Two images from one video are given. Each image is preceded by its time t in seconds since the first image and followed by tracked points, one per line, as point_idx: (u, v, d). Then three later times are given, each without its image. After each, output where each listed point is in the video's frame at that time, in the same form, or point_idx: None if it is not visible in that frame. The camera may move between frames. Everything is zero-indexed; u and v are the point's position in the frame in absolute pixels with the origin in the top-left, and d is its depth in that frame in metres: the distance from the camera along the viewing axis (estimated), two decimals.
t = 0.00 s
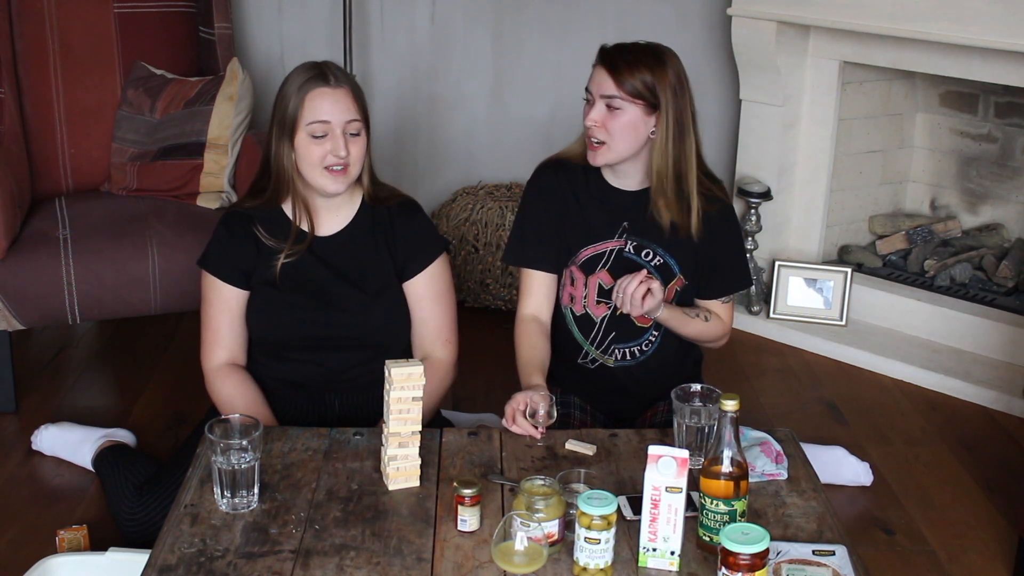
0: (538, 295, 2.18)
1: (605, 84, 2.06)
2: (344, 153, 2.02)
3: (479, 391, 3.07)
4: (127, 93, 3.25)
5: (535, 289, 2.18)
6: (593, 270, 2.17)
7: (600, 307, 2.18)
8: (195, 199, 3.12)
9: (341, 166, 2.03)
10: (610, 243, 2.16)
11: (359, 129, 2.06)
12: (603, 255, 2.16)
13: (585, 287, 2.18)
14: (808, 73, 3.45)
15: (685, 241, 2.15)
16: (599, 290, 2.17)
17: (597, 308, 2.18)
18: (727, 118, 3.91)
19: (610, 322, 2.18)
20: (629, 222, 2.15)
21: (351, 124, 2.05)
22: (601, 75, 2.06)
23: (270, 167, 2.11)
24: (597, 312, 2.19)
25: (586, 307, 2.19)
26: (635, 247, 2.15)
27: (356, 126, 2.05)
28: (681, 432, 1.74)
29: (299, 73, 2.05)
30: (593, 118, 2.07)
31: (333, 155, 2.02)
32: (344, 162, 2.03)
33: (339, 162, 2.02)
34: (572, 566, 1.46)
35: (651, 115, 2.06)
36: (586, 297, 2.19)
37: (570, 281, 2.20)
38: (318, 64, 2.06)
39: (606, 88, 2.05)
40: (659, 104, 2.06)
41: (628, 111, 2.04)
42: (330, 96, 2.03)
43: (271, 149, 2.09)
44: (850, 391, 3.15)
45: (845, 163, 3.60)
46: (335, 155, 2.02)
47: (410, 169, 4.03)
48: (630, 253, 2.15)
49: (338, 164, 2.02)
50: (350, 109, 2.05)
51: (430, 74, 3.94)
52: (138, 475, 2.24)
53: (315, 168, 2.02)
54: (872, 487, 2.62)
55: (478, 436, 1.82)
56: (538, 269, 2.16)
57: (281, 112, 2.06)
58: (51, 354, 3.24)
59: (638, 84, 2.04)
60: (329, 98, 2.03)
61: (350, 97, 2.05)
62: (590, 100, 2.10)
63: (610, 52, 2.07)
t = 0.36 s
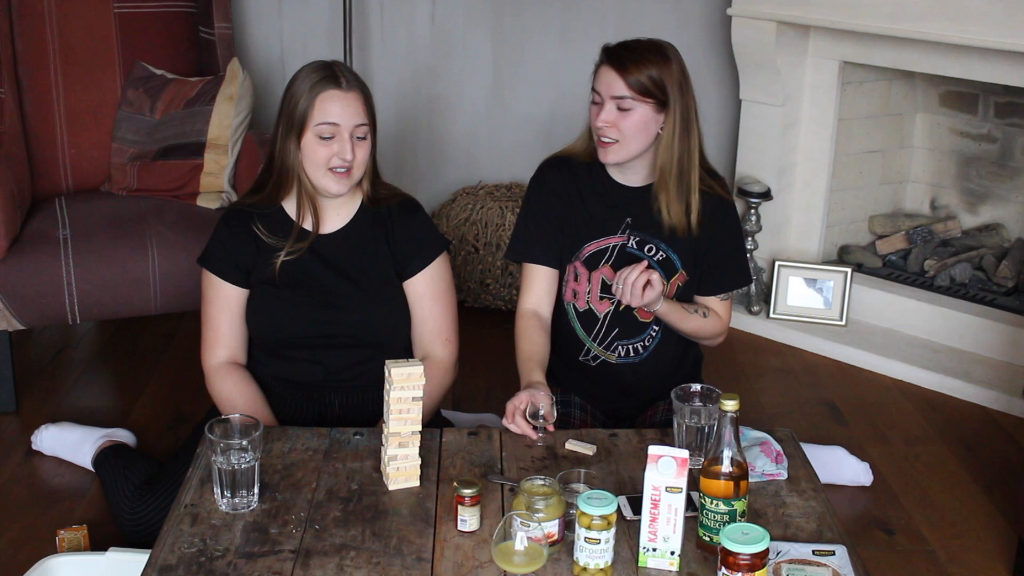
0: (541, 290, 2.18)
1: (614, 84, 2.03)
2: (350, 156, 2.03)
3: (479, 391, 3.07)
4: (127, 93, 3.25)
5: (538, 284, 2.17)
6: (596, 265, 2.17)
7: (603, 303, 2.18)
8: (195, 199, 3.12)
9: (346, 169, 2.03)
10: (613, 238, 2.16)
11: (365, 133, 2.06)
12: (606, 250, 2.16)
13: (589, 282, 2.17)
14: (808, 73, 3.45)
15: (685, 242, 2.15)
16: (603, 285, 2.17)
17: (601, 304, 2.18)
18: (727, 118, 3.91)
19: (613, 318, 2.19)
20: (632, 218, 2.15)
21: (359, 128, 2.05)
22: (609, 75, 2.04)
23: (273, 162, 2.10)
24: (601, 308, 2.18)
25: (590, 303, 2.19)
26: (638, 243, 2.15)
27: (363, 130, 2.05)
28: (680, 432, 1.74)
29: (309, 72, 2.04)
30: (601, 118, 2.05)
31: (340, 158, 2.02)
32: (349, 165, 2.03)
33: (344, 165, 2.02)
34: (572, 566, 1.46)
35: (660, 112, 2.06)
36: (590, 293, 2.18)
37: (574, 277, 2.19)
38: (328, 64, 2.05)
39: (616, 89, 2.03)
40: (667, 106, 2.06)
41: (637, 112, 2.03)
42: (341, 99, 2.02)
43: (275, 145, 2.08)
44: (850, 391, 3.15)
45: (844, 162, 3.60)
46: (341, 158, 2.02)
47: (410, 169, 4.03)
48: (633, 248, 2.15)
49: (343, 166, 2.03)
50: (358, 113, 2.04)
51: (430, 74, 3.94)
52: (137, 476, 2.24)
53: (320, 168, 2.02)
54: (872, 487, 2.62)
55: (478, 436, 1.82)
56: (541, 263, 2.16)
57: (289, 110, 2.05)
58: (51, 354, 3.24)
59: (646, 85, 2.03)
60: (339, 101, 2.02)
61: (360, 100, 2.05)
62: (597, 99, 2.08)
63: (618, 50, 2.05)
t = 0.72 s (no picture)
0: (537, 297, 2.23)
1: (598, 113, 2.00)
2: (327, 173, 1.99)
3: (479, 391, 3.07)
4: (127, 92, 3.25)
5: (529, 290, 2.23)
6: (586, 279, 2.19)
7: (590, 316, 2.22)
8: (195, 199, 3.12)
9: (327, 186, 2.00)
10: (605, 255, 2.17)
11: (346, 147, 2.03)
12: (598, 265, 2.17)
13: (577, 294, 2.21)
14: (809, 73, 3.45)
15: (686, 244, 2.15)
16: (591, 299, 2.20)
17: (588, 316, 2.23)
18: (727, 118, 3.91)
19: (601, 331, 2.23)
20: (623, 235, 2.15)
21: (337, 145, 2.01)
22: (592, 103, 2.01)
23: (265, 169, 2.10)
24: (588, 320, 2.23)
25: (578, 314, 2.24)
26: (629, 262, 2.16)
27: (341, 146, 2.02)
28: (671, 430, 1.74)
29: (289, 87, 2.01)
30: (588, 146, 2.02)
31: (318, 175, 1.99)
32: (330, 181, 2.00)
33: (324, 183, 1.99)
34: (572, 566, 1.46)
35: (644, 139, 2.03)
36: (577, 303, 2.23)
37: (563, 286, 2.24)
38: (307, 76, 2.01)
39: (600, 117, 2.00)
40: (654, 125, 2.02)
41: (621, 137, 2.01)
42: (315, 117, 1.99)
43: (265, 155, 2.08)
44: (850, 391, 3.15)
45: (844, 162, 3.60)
46: (318, 175, 1.99)
47: (410, 169, 4.03)
48: (624, 267, 2.16)
49: (322, 183, 2.00)
50: (335, 129, 2.00)
51: (430, 74, 3.94)
52: (137, 475, 2.24)
53: (300, 185, 2.01)
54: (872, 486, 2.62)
55: (478, 436, 1.82)
56: (532, 271, 2.20)
57: (274, 122, 2.04)
58: (51, 354, 3.24)
59: (631, 114, 2.00)
60: (313, 119, 1.99)
61: (336, 114, 2.01)
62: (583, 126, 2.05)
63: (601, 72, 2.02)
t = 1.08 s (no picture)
0: (536, 297, 2.23)
1: (600, 109, 2.00)
2: (327, 162, 2.01)
3: (480, 391, 3.07)
4: (127, 93, 3.25)
5: (527, 290, 2.23)
6: (584, 278, 2.19)
7: (589, 316, 2.22)
8: (195, 199, 3.12)
9: (327, 175, 2.01)
10: (602, 254, 2.16)
11: (346, 137, 2.04)
12: (594, 264, 2.17)
13: (575, 294, 2.21)
14: (809, 73, 3.45)
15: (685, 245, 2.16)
16: (589, 299, 2.20)
17: (587, 316, 2.22)
18: (727, 118, 3.91)
19: (599, 331, 2.23)
20: (620, 234, 2.15)
21: (336, 134, 2.03)
22: (590, 98, 2.01)
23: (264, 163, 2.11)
24: (587, 320, 2.23)
25: (576, 314, 2.23)
26: (627, 261, 2.15)
27: (341, 136, 2.03)
28: (669, 430, 1.75)
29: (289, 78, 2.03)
30: (587, 142, 2.02)
31: (318, 164, 2.00)
32: (330, 170, 2.02)
33: (325, 172, 2.01)
34: (572, 566, 1.46)
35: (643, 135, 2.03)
36: (576, 303, 2.22)
37: (560, 286, 2.23)
38: (307, 67, 2.03)
39: (602, 113, 2.00)
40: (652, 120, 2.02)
41: (621, 132, 2.01)
42: (315, 107, 2.00)
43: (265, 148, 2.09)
44: (850, 391, 3.15)
45: (845, 162, 3.60)
46: (319, 164, 2.00)
47: (410, 169, 4.03)
48: (621, 266, 2.16)
49: (322, 172, 2.01)
50: (335, 119, 2.02)
51: (430, 74, 3.94)
52: (137, 476, 2.24)
53: (300, 175, 2.01)
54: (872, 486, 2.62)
55: (478, 436, 1.82)
56: (529, 271, 2.20)
57: (274, 113, 2.05)
58: (51, 354, 3.24)
59: (631, 107, 2.00)
60: (313, 108, 2.00)
61: (335, 104, 2.02)
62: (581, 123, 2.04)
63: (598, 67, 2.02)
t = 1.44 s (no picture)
0: (534, 296, 2.24)
1: (640, 86, 2.06)
2: (326, 157, 2.02)
3: (480, 391, 3.07)
4: (127, 93, 3.26)
5: (527, 287, 2.23)
6: (587, 275, 2.19)
7: (594, 311, 2.21)
8: (195, 199, 3.12)
9: (327, 170, 2.02)
10: (606, 249, 2.17)
11: (346, 132, 2.05)
12: (598, 260, 2.17)
13: (578, 291, 2.20)
14: (808, 73, 3.45)
15: (686, 245, 2.16)
16: (593, 295, 2.19)
17: (592, 311, 2.21)
18: (727, 118, 3.90)
19: (605, 326, 2.22)
20: (623, 228, 2.15)
21: (336, 129, 2.04)
22: (622, 78, 2.07)
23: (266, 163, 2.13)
24: (591, 316, 2.22)
25: (580, 310, 2.22)
26: (631, 254, 2.16)
27: (341, 130, 2.05)
28: (670, 430, 1.74)
29: (288, 75, 2.06)
30: (629, 121, 2.06)
31: (316, 159, 2.01)
32: (330, 165, 2.03)
33: (324, 167, 2.02)
34: (572, 566, 1.46)
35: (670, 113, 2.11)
36: (579, 300, 2.21)
37: (562, 284, 2.22)
38: (306, 64, 2.06)
39: (643, 90, 2.06)
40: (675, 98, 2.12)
41: (657, 109, 2.08)
42: (314, 102, 2.02)
43: (266, 147, 2.11)
44: (850, 391, 3.15)
45: (845, 162, 3.60)
46: (317, 159, 2.01)
47: (410, 169, 4.03)
48: (625, 260, 2.16)
49: (322, 167, 2.02)
50: (334, 114, 2.04)
51: (430, 74, 3.94)
52: (137, 475, 2.24)
53: (299, 171, 2.03)
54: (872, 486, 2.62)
55: (478, 436, 1.82)
56: (530, 269, 2.20)
57: (274, 111, 2.08)
58: (51, 354, 3.24)
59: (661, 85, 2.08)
60: (312, 103, 2.02)
61: (334, 99, 2.04)
62: (613, 107, 2.07)
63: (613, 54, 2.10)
